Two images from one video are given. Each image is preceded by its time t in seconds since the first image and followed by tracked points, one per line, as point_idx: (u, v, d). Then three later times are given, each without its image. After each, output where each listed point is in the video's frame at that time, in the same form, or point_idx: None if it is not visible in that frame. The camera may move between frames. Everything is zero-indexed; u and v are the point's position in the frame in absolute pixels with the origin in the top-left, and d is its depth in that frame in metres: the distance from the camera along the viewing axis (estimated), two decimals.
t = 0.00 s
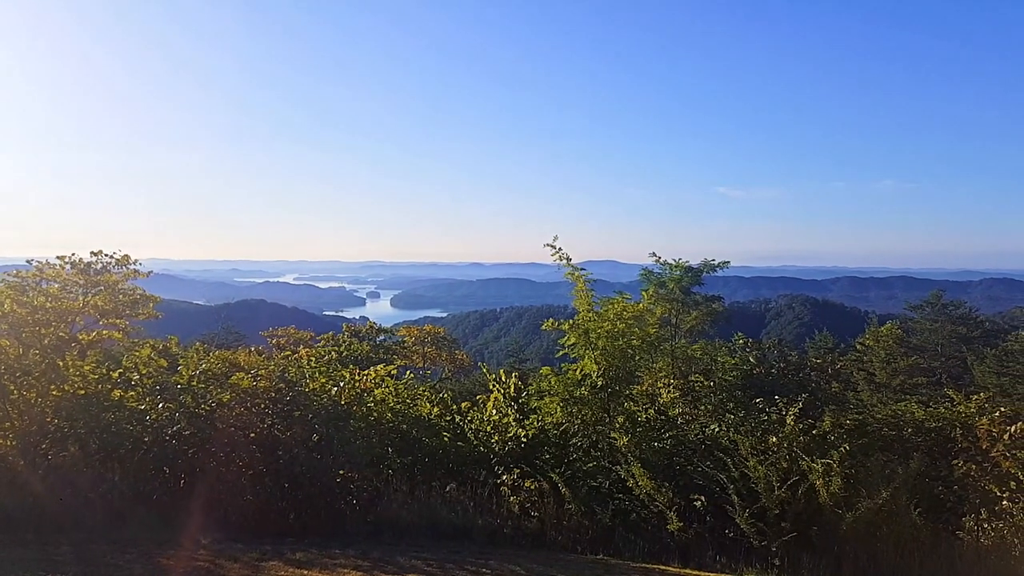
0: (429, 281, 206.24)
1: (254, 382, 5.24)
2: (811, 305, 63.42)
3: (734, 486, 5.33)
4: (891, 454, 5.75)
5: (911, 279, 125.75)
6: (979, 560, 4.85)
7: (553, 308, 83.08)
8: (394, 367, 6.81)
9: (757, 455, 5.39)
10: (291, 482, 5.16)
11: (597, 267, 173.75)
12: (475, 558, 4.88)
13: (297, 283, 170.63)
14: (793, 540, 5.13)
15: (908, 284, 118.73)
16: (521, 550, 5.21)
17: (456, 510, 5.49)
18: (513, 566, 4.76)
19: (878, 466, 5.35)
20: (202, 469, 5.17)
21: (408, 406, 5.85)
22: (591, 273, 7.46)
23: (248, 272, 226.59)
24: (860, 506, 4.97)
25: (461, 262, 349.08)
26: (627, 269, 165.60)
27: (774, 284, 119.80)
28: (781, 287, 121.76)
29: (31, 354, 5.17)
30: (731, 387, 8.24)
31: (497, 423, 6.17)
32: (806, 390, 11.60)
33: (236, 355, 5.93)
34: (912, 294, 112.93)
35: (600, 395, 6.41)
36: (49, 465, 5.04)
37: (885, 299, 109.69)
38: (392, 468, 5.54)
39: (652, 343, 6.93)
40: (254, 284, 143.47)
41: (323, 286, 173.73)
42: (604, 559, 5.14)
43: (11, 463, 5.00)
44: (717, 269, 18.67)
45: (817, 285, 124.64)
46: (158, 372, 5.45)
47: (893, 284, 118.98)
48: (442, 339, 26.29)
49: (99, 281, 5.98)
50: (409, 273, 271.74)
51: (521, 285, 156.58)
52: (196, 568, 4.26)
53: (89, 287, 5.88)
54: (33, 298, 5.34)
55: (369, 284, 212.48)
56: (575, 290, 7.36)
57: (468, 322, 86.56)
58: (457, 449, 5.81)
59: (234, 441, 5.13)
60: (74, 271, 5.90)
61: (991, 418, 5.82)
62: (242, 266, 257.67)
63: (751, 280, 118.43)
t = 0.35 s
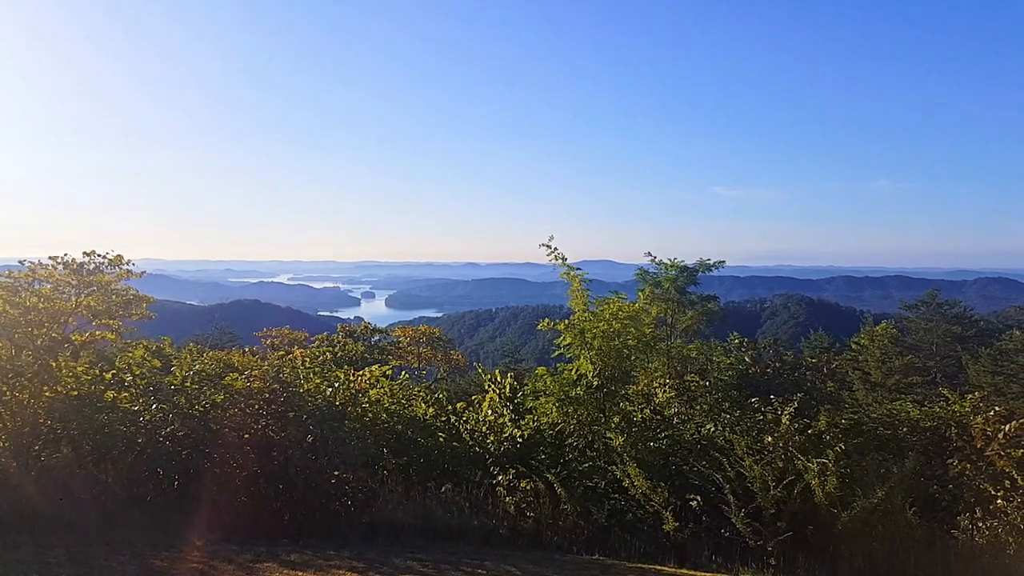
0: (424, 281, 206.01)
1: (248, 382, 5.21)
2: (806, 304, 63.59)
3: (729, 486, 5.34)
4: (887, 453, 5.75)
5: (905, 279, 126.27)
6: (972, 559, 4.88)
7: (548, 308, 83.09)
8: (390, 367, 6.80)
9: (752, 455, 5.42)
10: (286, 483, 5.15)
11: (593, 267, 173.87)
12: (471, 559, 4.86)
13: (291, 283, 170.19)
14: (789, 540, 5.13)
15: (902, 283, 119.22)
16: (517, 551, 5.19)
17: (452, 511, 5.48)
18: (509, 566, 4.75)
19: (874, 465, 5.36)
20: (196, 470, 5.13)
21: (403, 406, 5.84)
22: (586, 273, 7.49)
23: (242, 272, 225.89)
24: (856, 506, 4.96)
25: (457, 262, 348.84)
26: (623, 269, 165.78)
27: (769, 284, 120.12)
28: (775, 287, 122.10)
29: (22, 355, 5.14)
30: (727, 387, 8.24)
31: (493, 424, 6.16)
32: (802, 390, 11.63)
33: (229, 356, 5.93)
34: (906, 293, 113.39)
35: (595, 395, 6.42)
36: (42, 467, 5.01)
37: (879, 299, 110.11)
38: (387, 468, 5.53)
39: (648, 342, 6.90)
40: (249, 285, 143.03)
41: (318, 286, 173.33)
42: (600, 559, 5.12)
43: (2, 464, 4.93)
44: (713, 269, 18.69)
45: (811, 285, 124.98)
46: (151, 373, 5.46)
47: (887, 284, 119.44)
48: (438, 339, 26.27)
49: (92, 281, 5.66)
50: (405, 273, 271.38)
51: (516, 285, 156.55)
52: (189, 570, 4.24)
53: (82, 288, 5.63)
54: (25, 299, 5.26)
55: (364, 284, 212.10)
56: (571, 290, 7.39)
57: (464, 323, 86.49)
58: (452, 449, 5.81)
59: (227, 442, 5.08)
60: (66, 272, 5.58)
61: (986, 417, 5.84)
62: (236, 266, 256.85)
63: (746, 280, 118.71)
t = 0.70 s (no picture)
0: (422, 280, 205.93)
1: (246, 381, 5.21)
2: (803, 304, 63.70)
3: (727, 485, 5.35)
4: (884, 452, 5.78)
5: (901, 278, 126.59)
6: (969, 558, 4.92)
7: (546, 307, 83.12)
8: (387, 367, 6.79)
9: (749, 454, 5.46)
10: (283, 483, 5.15)
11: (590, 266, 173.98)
12: (468, 557, 4.87)
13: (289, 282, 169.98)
14: (786, 539, 5.14)
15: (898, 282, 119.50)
16: (514, 550, 5.21)
17: (450, 510, 5.50)
18: (506, 565, 4.75)
19: (870, 464, 5.39)
20: (194, 469, 5.12)
21: (400, 406, 5.84)
22: (583, 272, 7.51)
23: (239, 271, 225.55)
24: (853, 505, 4.99)
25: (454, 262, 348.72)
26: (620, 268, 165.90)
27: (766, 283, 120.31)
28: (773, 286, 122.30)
29: (20, 354, 5.16)
30: (724, 387, 8.26)
31: (490, 423, 6.16)
32: (799, 390, 11.65)
33: (227, 356, 5.87)
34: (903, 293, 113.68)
35: (592, 394, 6.40)
36: (40, 466, 5.00)
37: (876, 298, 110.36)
38: (385, 468, 5.53)
39: (645, 342, 6.92)
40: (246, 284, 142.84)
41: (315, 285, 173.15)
42: (598, 558, 5.13)
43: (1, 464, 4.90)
44: (710, 268, 18.71)
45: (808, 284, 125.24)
46: (149, 373, 5.41)
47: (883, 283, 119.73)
48: (435, 339, 26.26)
49: (90, 281, 5.72)
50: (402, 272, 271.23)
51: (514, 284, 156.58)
52: (187, 569, 4.24)
53: (80, 287, 5.68)
54: (23, 299, 5.25)
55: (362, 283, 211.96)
56: (568, 289, 7.38)
57: (461, 322, 86.52)
58: (450, 448, 5.81)
59: (225, 441, 5.08)
60: (64, 271, 5.65)
61: (982, 416, 5.84)
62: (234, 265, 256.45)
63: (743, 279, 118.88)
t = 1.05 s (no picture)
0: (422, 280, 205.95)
1: (246, 381, 5.23)
2: (803, 304, 63.68)
3: (727, 485, 5.36)
4: (885, 452, 5.78)
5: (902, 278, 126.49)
6: (971, 559, 4.91)
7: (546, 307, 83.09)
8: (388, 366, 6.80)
9: (750, 454, 5.46)
10: (284, 482, 5.16)
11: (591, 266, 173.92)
12: (469, 557, 4.87)
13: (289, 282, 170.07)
14: (787, 539, 5.15)
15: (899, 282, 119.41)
16: (514, 550, 5.21)
17: (451, 510, 5.48)
18: (507, 565, 4.75)
19: (872, 464, 5.39)
20: (195, 468, 5.11)
21: (400, 405, 5.86)
22: (583, 272, 7.52)
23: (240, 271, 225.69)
24: (854, 505, 4.99)
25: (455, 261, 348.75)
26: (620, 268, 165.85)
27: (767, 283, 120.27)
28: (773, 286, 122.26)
29: (22, 354, 5.16)
30: (725, 386, 8.26)
31: (491, 423, 6.17)
32: (800, 390, 11.66)
33: (229, 355, 5.87)
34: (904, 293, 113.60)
35: (593, 393, 6.41)
36: (41, 466, 5.01)
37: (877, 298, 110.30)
38: (386, 468, 5.55)
39: (646, 341, 6.92)
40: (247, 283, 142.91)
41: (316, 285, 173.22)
42: (599, 559, 5.13)
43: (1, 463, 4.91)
44: (711, 268, 18.71)
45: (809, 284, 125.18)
46: (150, 372, 5.43)
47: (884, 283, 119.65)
48: (435, 338, 26.29)
49: (91, 280, 5.88)
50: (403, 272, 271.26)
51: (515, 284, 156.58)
52: (188, 569, 4.24)
53: (81, 287, 5.80)
54: (24, 298, 5.33)
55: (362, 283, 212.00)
56: (568, 289, 7.39)
57: (462, 322, 86.53)
58: (450, 448, 5.83)
59: (226, 441, 5.08)
60: (65, 271, 5.79)
61: (984, 416, 5.81)
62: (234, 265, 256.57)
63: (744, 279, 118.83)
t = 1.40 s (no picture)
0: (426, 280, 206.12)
1: (251, 381, 5.24)
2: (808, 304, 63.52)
3: (732, 486, 5.36)
4: (892, 453, 5.74)
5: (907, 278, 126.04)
6: (979, 561, 4.88)
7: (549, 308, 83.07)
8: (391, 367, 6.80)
9: (755, 455, 5.44)
10: (288, 482, 5.17)
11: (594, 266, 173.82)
12: (473, 558, 4.89)
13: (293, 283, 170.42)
14: (791, 540, 5.15)
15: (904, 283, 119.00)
16: (519, 550, 5.22)
17: (454, 511, 5.51)
18: (510, 566, 4.76)
19: (877, 465, 5.35)
20: (200, 469, 5.11)
21: (404, 406, 5.87)
22: (586, 272, 7.50)
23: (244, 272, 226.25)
24: (859, 506, 4.99)
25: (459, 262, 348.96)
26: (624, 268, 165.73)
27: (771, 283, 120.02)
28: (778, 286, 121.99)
29: (28, 355, 5.17)
30: (728, 387, 8.28)
31: (495, 423, 6.17)
32: (805, 390, 11.63)
33: (232, 356, 5.92)
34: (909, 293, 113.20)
35: (597, 394, 6.42)
36: (48, 466, 5.03)
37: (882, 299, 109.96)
38: (390, 468, 5.54)
39: (649, 342, 6.93)
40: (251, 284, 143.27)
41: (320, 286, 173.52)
42: (603, 559, 5.15)
43: (10, 463, 4.99)
44: (715, 269, 18.68)
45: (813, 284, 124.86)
46: (155, 373, 5.43)
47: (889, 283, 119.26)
48: (439, 339, 26.31)
49: (96, 281, 6.01)
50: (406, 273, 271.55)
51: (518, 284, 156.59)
52: (192, 569, 4.25)
53: (86, 287, 5.92)
54: (31, 299, 5.39)
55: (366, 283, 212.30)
56: (571, 290, 7.40)
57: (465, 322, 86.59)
58: (454, 449, 5.80)
59: (231, 441, 5.11)
60: (71, 272, 5.92)
61: (991, 417, 5.83)
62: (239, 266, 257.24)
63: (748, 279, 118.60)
